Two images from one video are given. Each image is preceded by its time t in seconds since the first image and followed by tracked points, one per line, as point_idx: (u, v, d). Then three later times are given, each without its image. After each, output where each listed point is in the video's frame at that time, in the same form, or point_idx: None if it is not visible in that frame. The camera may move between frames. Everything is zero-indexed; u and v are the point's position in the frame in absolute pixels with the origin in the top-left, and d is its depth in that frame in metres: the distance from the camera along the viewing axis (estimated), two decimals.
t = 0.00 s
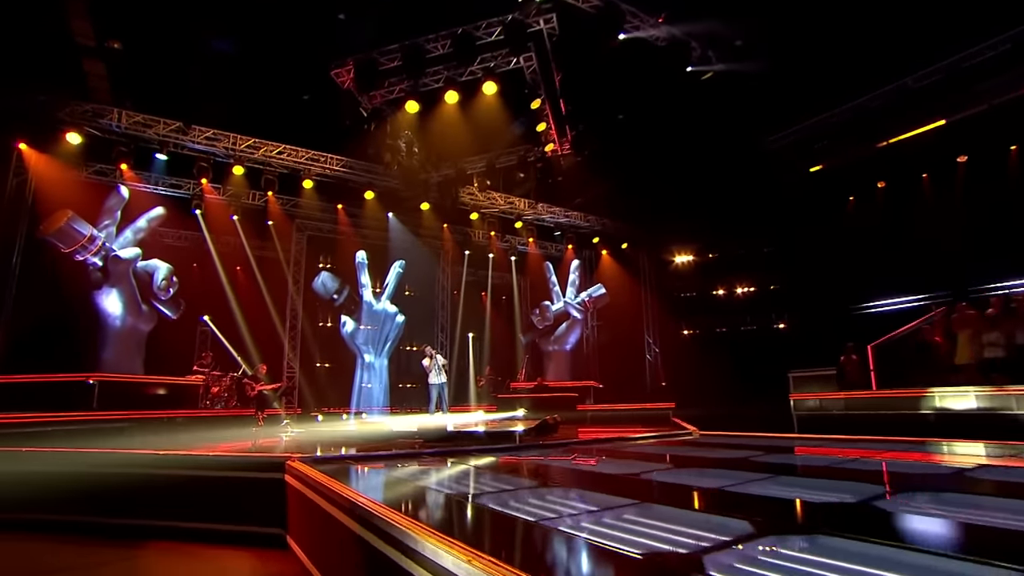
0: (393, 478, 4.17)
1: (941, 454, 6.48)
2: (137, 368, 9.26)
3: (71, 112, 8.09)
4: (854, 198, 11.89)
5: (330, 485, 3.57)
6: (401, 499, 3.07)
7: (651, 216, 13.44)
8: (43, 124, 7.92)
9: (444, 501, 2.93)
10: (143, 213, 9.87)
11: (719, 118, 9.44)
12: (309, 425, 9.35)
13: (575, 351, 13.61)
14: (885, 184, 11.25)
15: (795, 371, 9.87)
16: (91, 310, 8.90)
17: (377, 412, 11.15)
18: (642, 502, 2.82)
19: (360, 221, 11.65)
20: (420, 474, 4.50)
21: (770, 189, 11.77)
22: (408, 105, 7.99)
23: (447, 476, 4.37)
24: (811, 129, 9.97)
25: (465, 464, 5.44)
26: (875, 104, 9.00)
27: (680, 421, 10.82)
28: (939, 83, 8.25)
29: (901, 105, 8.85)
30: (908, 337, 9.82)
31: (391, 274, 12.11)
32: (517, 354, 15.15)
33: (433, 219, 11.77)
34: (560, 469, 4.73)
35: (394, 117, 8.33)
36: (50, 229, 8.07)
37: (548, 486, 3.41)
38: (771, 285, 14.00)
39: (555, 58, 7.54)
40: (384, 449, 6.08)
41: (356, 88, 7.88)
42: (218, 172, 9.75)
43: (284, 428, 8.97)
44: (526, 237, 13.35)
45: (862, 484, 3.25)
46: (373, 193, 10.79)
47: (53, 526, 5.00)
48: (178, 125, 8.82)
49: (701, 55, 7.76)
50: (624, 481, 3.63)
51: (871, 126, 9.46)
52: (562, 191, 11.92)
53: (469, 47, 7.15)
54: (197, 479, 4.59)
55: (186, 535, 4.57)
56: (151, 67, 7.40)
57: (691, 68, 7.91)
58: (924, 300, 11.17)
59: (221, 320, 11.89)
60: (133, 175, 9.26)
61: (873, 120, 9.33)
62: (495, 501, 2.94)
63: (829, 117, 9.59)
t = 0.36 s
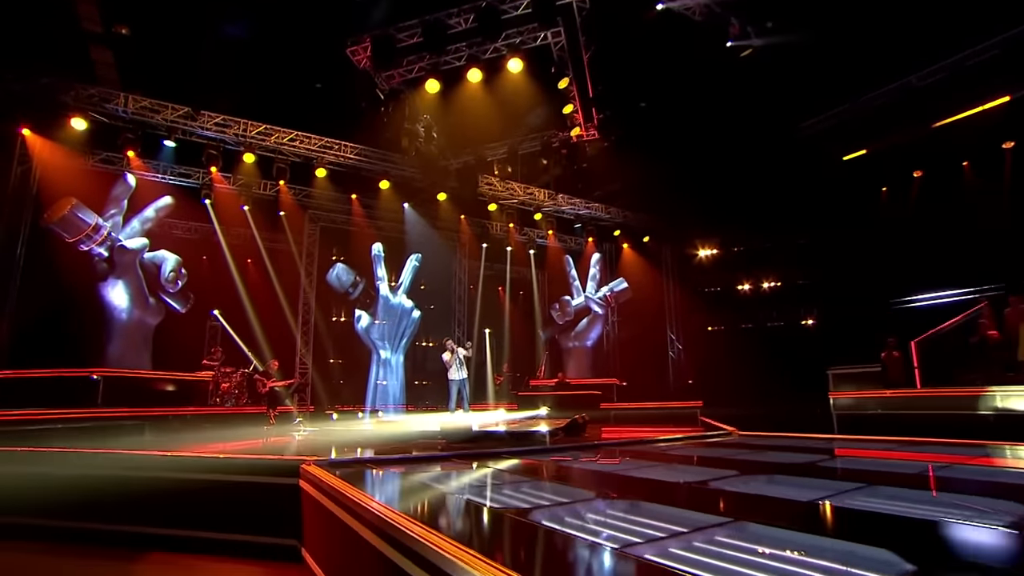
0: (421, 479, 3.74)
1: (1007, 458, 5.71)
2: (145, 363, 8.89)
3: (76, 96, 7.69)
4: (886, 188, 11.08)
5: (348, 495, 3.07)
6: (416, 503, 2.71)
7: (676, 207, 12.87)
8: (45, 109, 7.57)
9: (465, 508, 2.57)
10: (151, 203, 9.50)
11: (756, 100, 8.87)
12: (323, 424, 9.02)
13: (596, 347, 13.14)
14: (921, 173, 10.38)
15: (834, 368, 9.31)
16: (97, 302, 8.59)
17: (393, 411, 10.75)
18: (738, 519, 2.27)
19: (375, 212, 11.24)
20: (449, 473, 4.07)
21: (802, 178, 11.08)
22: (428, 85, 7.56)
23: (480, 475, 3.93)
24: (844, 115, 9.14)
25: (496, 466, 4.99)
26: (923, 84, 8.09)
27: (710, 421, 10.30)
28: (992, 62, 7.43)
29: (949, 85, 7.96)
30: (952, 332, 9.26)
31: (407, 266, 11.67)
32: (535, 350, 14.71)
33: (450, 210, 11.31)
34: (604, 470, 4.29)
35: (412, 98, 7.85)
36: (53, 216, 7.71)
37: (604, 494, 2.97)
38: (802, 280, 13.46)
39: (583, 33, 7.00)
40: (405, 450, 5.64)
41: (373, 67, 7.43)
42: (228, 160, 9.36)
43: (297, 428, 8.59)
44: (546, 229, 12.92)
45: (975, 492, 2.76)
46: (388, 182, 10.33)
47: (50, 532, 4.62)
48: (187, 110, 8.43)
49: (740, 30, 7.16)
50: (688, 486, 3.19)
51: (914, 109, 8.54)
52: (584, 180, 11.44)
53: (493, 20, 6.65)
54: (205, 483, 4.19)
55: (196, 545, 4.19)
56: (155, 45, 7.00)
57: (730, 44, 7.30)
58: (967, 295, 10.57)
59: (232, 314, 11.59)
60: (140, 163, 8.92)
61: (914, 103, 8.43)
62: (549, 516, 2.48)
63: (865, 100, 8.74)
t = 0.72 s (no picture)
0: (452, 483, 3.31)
1: None
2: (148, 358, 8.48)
3: (74, 77, 7.22)
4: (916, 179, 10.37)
5: (368, 505, 2.60)
6: (450, 516, 2.29)
7: (698, 198, 12.32)
8: (42, 92, 7.17)
9: (507, 525, 2.17)
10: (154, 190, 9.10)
11: (790, 80, 8.38)
12: (334, 422, 8.65)
13: (614, 343, 12.71)
14: (955, 163, 9.71)
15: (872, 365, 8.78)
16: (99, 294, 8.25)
17: (408, 408, 10.39)
18: (869, 542, 1.81)
19: (387, 203, 10.81)
20: (482, 477, 3.63)
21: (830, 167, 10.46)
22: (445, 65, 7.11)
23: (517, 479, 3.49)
24: (885, 98, 8.62)
25: (529, 467, 4.55)
26: (969, 64, 7.61)
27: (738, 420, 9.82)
28: None
29: (1000, 66, 7.41)
30: (997, 328, 8.85)
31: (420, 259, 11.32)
32: (550, 347, 14.33)
33: (465, 200, 10.89)
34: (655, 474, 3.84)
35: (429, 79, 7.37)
36: (51, 204, 7.42)
37: (675, 506, 2.54)
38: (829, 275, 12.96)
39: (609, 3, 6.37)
40: (427, 453, 5.22)
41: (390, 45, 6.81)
42: (235, 146, 8.96)
43: (307, 426, 8.19)
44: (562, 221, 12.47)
45: None
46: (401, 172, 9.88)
47: (42, 540, 4.24)
48: (192, 93, 7.98)
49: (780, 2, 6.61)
50: (770, 497, 2.74)
51: (960, 90, 8.00)
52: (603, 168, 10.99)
53: None
54: (210, 487, 3.79)
55: (199, 558, 3.78)
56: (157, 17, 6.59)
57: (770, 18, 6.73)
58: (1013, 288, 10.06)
59: (239, 308, 11.22)
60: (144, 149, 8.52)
61: (960, 85, 7.91)
62: (623, 538, 2.03)
63: (913, 80, 8.24)
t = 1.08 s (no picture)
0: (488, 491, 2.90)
1: None
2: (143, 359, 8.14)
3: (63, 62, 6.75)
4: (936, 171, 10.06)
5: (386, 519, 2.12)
6: (496, 532, 1.90)
7: (714, 188, 11.85)
8: (28, 79, 6.76)
9: (573, 547, 1.76)
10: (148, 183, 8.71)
11: (814, 61, 7.94)
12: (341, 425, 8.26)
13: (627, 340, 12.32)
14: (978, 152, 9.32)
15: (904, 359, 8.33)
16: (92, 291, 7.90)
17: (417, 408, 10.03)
18: None
19: (393, 195, 10.39)
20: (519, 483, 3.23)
21: (855, 152, 10.04)
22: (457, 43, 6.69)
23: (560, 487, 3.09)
24: (913, 81, 8.21)
25: (561, 471, 4.13)
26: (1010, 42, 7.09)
27: (761, 419, 9.43)
28: None
29: None
30: None
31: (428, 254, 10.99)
32: (561, 345, 13.98)
33: (474, 192, 10.48)
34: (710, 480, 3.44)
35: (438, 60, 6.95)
36: (39, 196, 7.02)
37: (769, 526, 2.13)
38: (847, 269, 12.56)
39: None
40: (445, 458, 4.84)
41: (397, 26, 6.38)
42: (235, 136, 8.54)
43: (312, 429, 7.81)
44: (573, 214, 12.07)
45: None
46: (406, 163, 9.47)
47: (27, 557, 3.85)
48: (188, 80, 7.53)
49: None
50: (869, 509, 2.32)
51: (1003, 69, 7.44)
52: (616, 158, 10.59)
53: None
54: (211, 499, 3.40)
55: None
56: None
57: None
58: None
59: (239, 307, 10.85)
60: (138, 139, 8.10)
61: (1003, 64, 7.39)
62: (721, 563, 1.59)
63: (944, 61, 7.81)
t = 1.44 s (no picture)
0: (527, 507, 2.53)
1: None
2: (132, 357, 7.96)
3: (45, 39, 6.30)
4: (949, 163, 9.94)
5: (440, 553, 1.78)
6: (560, 568, 1.53)
7: (722, 184, 11.54)
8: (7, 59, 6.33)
9: None
10: (139, 172, 8.31)
11: (837, 47, 7.63)
12: (343, 427, 7.88)
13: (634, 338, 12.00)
14: (993, 145, 9.13)
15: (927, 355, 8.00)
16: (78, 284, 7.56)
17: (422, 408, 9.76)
18: None
19: (394, 188, 9.99)
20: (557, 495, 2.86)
21: (871, 142, 9.73)
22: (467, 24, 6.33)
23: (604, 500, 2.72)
24: (936, 69, 7.93)
25: (591, 474, 3.78)
26: None
27: (777, 418, 9.14)
28: None
29: None
30: None
31: (431, 248, 10.70)
32: (564, 344, 13.63)
33: (478, 184, 10.12)
34: (766, 487, 3.09)
35: (449, 40, 6.56)
36: (17, 180, 6.66)
37: (886, 541, 1.78)
38: (857, 265, 12.33)
39: None
40: (461, 463, 4.50)
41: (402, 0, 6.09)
42: (229, 124, 8.11)
43: (312, 431, 7.42)
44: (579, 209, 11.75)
45: None
46: (409, 153, 9.04)
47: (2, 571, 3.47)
48: (181, 62, 7.15)
49: None
50: (983, 525, 1.99)
51: None
52: (625, 151, 10.25)
53: None
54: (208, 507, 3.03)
55: None
56: None
57: None
58: None
59: (233, 303, 10.43)
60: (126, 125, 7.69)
61: None
62: None
63: (969, 47, 7.54)
